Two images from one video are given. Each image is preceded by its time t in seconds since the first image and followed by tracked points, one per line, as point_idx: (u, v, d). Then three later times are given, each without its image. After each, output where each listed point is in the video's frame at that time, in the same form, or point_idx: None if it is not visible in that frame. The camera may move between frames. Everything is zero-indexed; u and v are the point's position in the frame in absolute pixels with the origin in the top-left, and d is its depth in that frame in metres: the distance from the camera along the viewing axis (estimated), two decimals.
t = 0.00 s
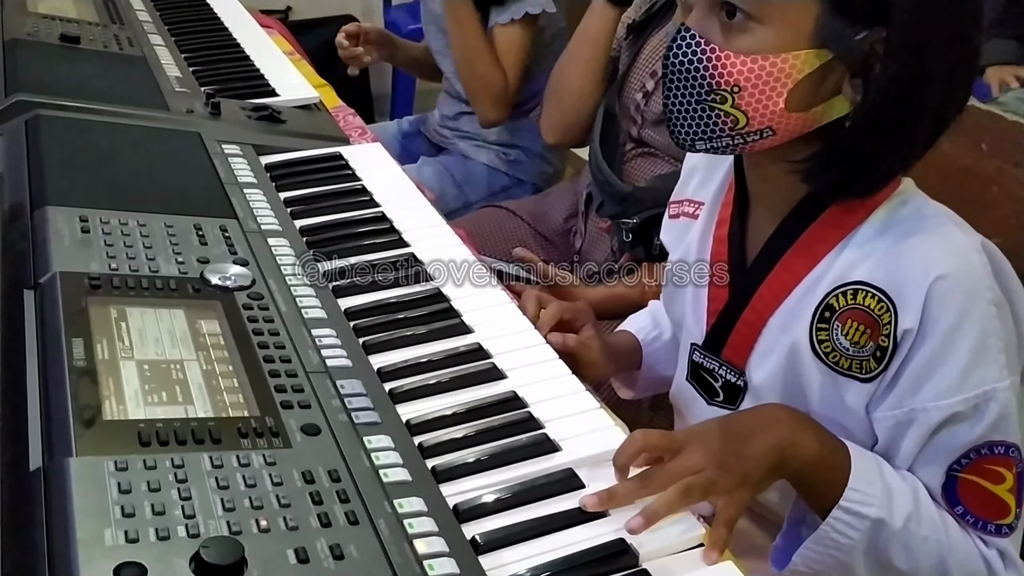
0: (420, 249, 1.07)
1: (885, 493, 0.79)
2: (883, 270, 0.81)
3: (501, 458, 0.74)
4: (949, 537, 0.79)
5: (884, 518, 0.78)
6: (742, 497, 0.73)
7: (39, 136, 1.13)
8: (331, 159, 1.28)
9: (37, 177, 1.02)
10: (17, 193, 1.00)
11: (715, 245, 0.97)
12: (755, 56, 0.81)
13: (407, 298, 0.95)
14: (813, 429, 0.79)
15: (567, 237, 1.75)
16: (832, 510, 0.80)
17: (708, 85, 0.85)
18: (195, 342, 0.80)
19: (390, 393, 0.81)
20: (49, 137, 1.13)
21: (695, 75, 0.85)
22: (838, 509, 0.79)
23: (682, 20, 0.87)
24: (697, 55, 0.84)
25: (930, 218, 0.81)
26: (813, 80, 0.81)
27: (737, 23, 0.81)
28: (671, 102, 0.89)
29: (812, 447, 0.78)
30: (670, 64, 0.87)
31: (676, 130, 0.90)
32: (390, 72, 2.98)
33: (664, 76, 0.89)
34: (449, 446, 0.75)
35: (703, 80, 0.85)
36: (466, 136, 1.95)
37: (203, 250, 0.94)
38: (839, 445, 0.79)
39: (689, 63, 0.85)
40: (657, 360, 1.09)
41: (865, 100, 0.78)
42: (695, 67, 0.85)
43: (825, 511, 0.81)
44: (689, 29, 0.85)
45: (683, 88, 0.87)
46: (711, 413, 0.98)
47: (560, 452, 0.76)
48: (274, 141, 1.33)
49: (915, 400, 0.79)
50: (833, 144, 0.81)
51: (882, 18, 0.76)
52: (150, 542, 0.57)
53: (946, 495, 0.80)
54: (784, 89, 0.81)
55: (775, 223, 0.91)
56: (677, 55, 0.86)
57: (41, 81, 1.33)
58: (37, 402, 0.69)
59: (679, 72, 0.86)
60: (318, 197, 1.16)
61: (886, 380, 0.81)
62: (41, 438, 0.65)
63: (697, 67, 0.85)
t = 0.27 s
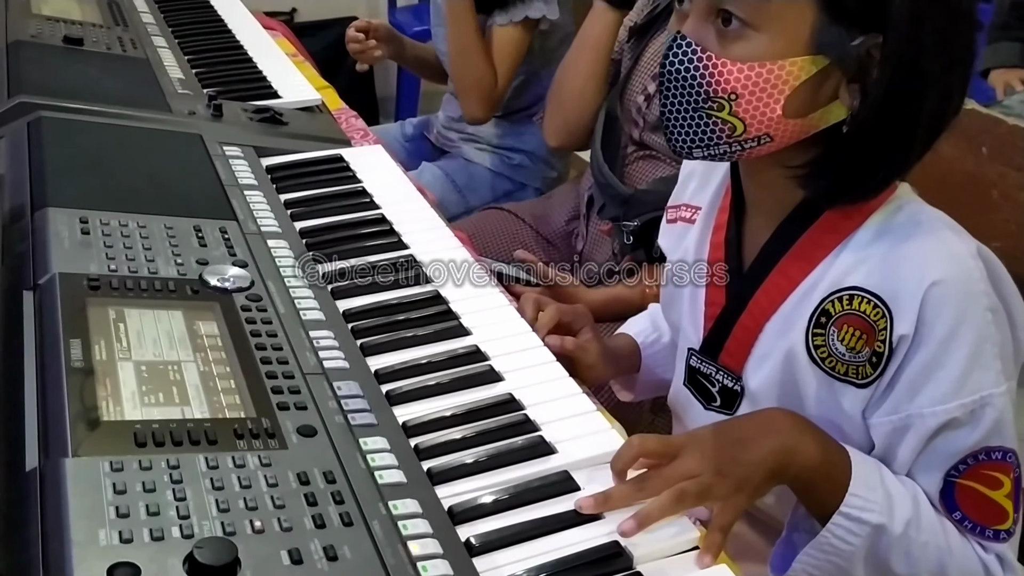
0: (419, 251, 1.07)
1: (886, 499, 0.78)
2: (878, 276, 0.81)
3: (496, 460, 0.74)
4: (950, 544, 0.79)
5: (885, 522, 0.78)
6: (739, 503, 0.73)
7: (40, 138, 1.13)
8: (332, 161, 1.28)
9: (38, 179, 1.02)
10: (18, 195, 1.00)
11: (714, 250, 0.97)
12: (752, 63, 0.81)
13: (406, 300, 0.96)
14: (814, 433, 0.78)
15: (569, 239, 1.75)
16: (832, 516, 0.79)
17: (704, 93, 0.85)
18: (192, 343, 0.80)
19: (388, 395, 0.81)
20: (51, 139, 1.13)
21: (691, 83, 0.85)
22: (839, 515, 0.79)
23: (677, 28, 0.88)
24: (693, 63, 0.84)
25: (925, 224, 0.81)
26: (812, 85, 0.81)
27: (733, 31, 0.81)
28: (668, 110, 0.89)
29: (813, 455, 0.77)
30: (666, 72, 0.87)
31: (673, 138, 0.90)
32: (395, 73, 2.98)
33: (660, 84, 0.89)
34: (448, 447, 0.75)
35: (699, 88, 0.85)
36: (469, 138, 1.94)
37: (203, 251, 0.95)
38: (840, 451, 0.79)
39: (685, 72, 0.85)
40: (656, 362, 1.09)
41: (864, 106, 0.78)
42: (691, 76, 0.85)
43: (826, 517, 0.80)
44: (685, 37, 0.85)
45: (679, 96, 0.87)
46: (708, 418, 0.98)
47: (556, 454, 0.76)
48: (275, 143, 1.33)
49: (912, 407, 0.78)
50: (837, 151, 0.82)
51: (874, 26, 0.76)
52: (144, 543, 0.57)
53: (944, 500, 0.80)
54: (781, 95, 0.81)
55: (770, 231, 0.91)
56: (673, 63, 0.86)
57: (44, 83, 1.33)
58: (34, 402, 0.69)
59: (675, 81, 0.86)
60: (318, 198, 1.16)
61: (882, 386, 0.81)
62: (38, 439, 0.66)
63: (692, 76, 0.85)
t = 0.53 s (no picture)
0: (419, 251, 1.08)
1: (880, 500, 0.78)
2: (878, 277, 0.81)
3: (492, 459, 0.74)
4: (943, 545, 0.79)
5: (879, 523, 0.78)
6: (733, 502, 0.73)
7: (43, 136, 1.14)
8: (333, 161, 1.29)
9: (40, 177, 1.03)
10: (19, 193, 1.01)
11: (713, 250, 0.97)
12: (759, 72, 0.81)
13: (404, 299, 0.96)
14: (807, 433, 0.79)
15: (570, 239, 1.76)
16: (826, 517, 0.80)
17: (712, 105, 0.84)
18: (191, 341, 0.81)
19: (385, 394, 0.81)
20: (53, 138, 1.14)
21: (699, 96, 0.84)
22: (833, 516, 0.79)
23: (675, 41, 0.86)
24: (699, 77, 0.83)
25: (926, 225, 0.81)
26: (819, 90, 0.81)
27: (736, 41, 0.80)
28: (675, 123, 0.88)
29: (807, 455, 0.77)
30: (672, 86, 0.86)
31: (680, 149, 0.90)
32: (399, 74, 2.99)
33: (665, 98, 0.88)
34: (446, 445, 0.75)
35: (707, 101, 0.84)
36: (473, 136, 1.95)
37: (203, 250, 0.95)
38: (835, 453, 0.79)
39: (691, 85, 0.84)
40: (654, 363, 1.10)
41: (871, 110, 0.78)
42: (697, 89, 0.84)
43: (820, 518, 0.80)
44: (688, 51, 0.83)
45: (687, 109, 0.86)
46: (707, 417, 0.98)
47: (552, 454, 0.76)
48: (278, 143, 1.34)
49: (909, 408, 0.78)
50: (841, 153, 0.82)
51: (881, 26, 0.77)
52: (141, 539, 0.58)
53: (939, 501, 0.80)
54: (790, 102, 0.81)
55: (770, 232, 0.91)
56: (679, 77, 0.85)
57: (47, 83, 1.34)
58: (33, 399, 0.69)
59: (682, 94, 0.85)
60: (319, 198, 1.16)
61: (880, 387, 0.81)
62: (36, 436, 0.66)
63: (700, 89, 0.84)
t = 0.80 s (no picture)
0: (419, 253, 1.08)
1: (875, 504, 0.79)
2: (891, 278, 0.81)
3: (490, 460, 0.75)
4: (938, 549, 0.79)
5: (874, 528, 0.78)
6: (729, 503, 0.72)
7: (46, 139, 1.15)
8: (334, 163, 1.29)
9: (43, 180, 1.03)
10: (22, 196, 1.01)
11: (721, 249, 0.96)
12: (815, 90, 0.78)
13: (404, 301, 0.97)
14: (802, 437, 0.78)
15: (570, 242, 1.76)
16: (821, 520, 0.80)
17: (772, 131, 0.81)
18: (192, 342, 0.81)
19: (384, 395, 0.82)
20: (56, 140, 1.14)
21: (754, 126, 0.81)
22: (827, 520, 0.79)
23: (709, 80, 0.82)
24: (754, 109, 0.80)
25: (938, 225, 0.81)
26: (867, 89, 0.80)
27: (787, 66, 0.78)
28: (726, 152, 0.85)
29: (803, 457, 0.77)
30: (723, 121, 0.82)
31: (737, 178, 0.87)
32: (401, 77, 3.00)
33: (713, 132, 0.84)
34: (445, 447, 0.76)
35: (764, 129, 0.81)
36: (476, 138, 1.95)
37: (204, 252, 0.96)
38: (830, 458, 0.79)
39: (748, 118, 0.81)
40: (653, 366, 1.10)
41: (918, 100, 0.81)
42: (752, 120, 0.81)
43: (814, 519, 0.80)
44: (732, 88, 0.79)
45: (741, 138, 0.83)
46: (715, 415, 0.97)
47: (549, 455, 0.76)
48: (279, 145, 1.34)
49: (915, 408, 0.78)
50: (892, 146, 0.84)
51: (916, 10, 0.78)
52: (139, 538, 0.58)
53: (939, 504, 0.80)
54: (847, 108, 0.80)
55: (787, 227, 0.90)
56: (730, 113, 0.81)
57: (50, 85, 1.34)
58: (34, 401, 0.70)
59: (735, 127, 0.82)
60: (320, 200, 1.17)
61: (888, 387, 0.81)
62: (37, 437, 0.66)
63: (756, 120, 0.81)
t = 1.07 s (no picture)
0: (420, 255, 1.09)
1: (886, 516, 0.75)
2: (900, 267, 0.79)
3: (487, 459, 0.75)
4: (958, 559, 0.73)
5: (888, 539, 0.74)
6: (739, 490, 0.71)
7: (48, 140, 1.15)
8: (335, 165, 1.30)
9: (45, 180, 1.04)
10: (24, 196, 1.02)
11: (726, 244, 0.95)
12: (824, 78, 0.77)
13: (403, 302, 0.97)
14: (804, 446, 0.76)
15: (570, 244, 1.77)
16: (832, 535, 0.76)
17: (781, 117, 0.80)
18: (191, 342, 0.82)
19: (383, 395, 0.82)
20: (58, 142, 1.15)
21: (764, 111, 0.80)
22: (840, 533, 0.75)
23: (721, 65, 0.81)
24: (763, 95, 0.79)
25: (946, 217, 0.80)
26: (877, 81, 0.79)
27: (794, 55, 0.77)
28: (736, 137, 0.85)
29: (808, 458, 0.75)
30: (733, 107, 0.82)
31: (744, 163, 0.86)
32: (404, 81, 3.01)
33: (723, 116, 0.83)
34: (443, 446, 0.76)
35: (773, 114, 0.80)
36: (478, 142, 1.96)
37: (204, 253, 0.96)
38: (835, 467, 0.76)
39: (757, 104, 0.80)
40: (651, 367, 1.10)
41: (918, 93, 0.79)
42: (762, 105, 0.80)
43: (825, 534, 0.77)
44: (743, 74, 0.79)
45: (750, 124, 0.82)
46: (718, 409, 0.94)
47: (546, 455, 0.77)
48: (281, 147, 1.35)
49: (926, 399, 0.75)
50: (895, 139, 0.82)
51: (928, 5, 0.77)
52: (138, 535, 0.59)
53: (954, 506, 0.75)
54: (856, 98, 0.79)
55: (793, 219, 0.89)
56: (740, 99, 0.80)
57: (53, 87, 1.35)
58: (35, 399, 0.70)
59: (745, 112, 0.81)
60: (321, 202, 1.18)
61: (897, 378, 0.78)
62: (38, 435, 0.67)
63: (765, 106, 0.80)
